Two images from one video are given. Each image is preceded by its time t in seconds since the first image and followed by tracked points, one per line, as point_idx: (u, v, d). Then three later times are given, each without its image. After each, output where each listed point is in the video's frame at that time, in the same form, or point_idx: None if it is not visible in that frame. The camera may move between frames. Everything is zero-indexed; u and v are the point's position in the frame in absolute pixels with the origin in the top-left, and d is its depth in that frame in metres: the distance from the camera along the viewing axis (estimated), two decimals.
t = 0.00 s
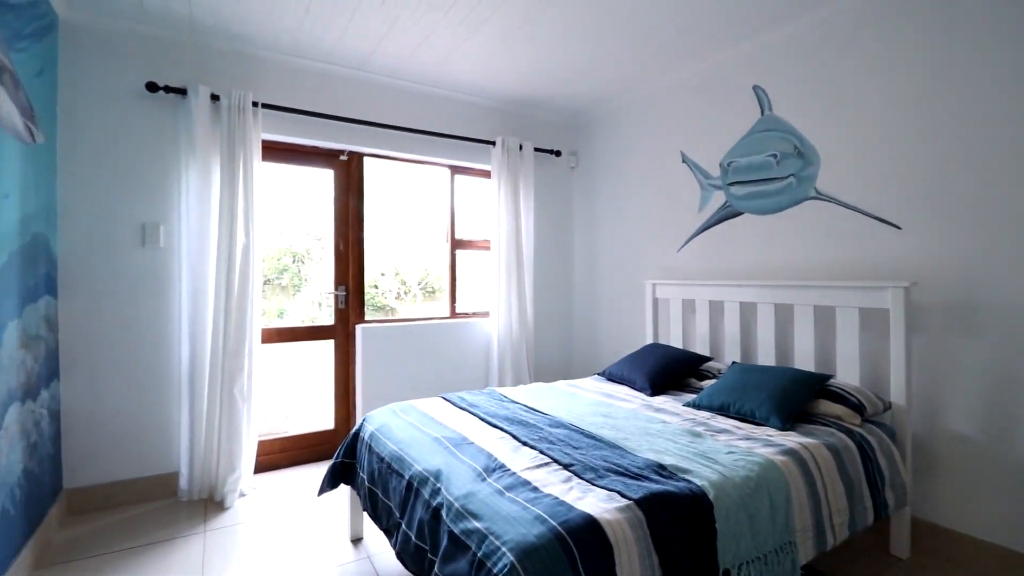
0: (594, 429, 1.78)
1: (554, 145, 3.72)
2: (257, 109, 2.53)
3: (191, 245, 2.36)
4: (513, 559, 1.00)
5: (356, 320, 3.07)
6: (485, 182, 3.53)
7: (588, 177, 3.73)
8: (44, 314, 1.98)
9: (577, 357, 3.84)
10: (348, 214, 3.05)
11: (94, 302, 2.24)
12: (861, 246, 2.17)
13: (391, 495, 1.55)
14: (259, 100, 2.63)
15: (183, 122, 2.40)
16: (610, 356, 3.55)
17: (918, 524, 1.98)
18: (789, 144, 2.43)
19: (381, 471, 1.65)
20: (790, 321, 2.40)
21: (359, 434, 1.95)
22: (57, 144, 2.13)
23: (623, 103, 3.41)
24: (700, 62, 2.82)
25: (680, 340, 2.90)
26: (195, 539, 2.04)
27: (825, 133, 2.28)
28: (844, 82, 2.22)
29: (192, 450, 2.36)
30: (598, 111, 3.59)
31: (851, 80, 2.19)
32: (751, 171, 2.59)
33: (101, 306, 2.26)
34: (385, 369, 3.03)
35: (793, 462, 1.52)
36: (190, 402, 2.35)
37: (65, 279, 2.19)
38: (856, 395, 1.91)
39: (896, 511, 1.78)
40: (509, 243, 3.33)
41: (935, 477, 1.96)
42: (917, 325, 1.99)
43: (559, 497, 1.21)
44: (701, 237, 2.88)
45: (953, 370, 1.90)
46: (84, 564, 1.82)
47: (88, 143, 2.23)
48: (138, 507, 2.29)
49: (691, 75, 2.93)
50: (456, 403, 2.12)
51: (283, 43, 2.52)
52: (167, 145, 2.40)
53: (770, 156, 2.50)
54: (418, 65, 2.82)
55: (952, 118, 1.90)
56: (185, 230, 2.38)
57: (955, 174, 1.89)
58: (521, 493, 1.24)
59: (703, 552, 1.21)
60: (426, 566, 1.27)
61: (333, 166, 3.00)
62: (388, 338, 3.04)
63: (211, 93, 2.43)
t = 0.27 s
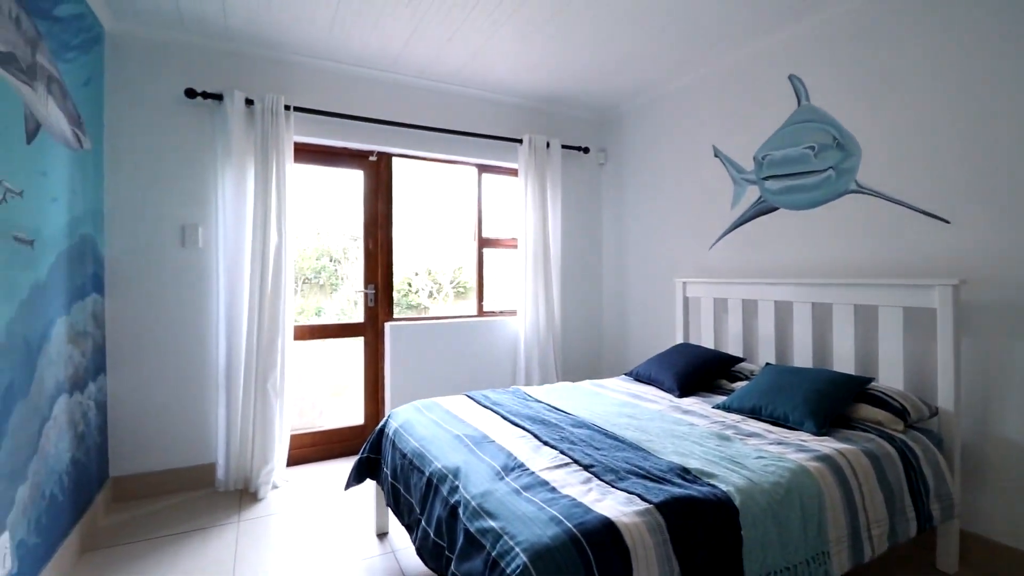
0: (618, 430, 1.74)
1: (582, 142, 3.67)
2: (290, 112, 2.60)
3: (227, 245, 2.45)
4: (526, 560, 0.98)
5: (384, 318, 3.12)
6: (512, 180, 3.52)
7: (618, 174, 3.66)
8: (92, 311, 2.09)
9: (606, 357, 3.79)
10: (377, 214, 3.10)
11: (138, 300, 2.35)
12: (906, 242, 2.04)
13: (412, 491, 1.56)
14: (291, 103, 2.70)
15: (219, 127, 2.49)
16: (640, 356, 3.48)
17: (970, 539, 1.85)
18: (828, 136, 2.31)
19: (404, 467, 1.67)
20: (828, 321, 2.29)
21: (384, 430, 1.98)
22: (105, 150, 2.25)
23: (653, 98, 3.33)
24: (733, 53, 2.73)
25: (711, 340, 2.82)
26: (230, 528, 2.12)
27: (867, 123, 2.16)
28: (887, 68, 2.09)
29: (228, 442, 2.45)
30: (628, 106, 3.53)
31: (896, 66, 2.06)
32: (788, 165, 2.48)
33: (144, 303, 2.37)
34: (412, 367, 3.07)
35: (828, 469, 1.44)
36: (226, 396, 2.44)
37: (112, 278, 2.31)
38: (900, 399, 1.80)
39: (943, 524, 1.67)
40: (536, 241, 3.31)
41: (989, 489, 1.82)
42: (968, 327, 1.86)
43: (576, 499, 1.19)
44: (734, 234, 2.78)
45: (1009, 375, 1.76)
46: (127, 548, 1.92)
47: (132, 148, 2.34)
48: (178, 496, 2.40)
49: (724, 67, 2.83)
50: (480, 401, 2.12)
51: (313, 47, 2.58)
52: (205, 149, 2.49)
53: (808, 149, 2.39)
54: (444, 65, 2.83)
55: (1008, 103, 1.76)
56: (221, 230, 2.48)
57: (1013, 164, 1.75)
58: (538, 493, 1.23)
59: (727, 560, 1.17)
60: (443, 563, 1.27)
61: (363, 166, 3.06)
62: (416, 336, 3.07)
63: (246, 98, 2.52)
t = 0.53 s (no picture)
0: (640, 434, 1.70)
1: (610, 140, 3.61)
2: (320, 116, 2.66)
3: (260, 246, 2.53)
4: (535, 565, 0.97)
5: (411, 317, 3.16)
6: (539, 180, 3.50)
7: (647, 172, 3.58)
8: (134, 310, 2.20)
9: (635, 358, 3.72)
10: (405, 215, 3.14)
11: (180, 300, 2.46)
12: (954, 239, 1.91)
13: (431, 490, 1.57)
14: (321, 107, 2.76)
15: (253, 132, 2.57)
16: (669, 358, 3.40)
17: None
18: (868, 128, 2.19)
19: (423, 466, 1.68)
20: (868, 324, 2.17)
21: (406, 428, 2.00)
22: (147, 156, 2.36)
23: (683, 93, 3.25)
24: (765, 44, 2.62)
25: (743, 342, 2.72)
26: (260, 520, 2.19)
27: (911, 114, 2.04)
28: (933, 55, 1.96)
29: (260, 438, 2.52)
30: (656, 102, 3.45)
31: (943, 52, 1.93)
32: (825, 159, 2.36)
33: (182, 302, 2.47)
34: (437, 366, 3.09)
35: (862, 480, 1.36)
36: (259, 393, 2.52)
37: (153, 278, 2.42)
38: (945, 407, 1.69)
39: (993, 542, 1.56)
40: (563, 241, 3.28)
41: None
42: None
43: (591, 504, 1.17)
44: (767, 232, 2.67)
45: None
46: (165, 536, 2.01)
47: (171, 154, 2.45)
48: (214, 488, 2.49)
49: (756, 59, 2.72)
50: (502, 401, 2.11)
51: (340, 52, 2.63)
52: (239, 154, 2.58)
53: (847, 143, 2.26)
54: (468, 65, 2.84)
55: None
56: (254, 232, 2.56)
57: None
58: (553, 497, 1.21)
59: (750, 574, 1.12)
60: (458, 564, 1.27)
61: (390, 168, 3.10)
62: (443, 335, 3.09)
63: (277, 103, 2.59)
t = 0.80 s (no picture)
0: (655, 437, 1.67)
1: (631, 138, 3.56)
2: (340, 118, 2.70)
3: (282, 246, 2.58)
4: (540, 568, 0.96)
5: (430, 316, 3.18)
6: (559, 179, 3.48)
7: (668, 169, 3.52)
8: (162, 308, 2.27)
9: (656, 359, 3.66)
10: (424, 215, 3.16)
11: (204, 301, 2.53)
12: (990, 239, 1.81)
13: (443, 489, 1.58)
14: (341, 109, 2.81)
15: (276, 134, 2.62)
16: (691, 359, 3.34)
17: None
18: (899, 122, 2.10)
19: (436, 465, 1.69)
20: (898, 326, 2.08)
21: (421, 426, 2.01)
22: (175, 159, 2.43)
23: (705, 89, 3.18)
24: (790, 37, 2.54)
25: (767, 343, 2.65)
26: (280, 514, 2.24)
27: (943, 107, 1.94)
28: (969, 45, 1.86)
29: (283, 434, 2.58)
30: (678, 98, 3.39)
31: (979, 41, 1.84)
32: (853, 155, 2.27)
33: (208, 301, 2.55)
34: (456, 365, 3.10)
35: (887, 489, 1.31)
36: (280, 390, 2.57)
37: (181, 278, 2.50)
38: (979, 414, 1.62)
39: None
40: (582, 240, 3.25)
41: None
42: None
43: (600, 507, 1.15)
44: (792, 231, 2.59)
45: None
46: (190, 528, 2.07)
47: (198, 157, 2.52)
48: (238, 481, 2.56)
49: (781, 53, 2.64)
50: (517, 402, 2.11)
51: (359, 55, 2.67)
52: (262, 156, 2.64)
53: (876, 137, 2.17)
54: (486, 65, 2.84)
55: None
56: (277, 232, 2.62)
57: None
58: (562, 499, 1.19)
59: None
60: (467, 564, 1.27)
61: (410, 168, 3.13)
62: (461, 334, 3.11)
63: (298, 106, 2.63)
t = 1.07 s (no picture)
0: (665, 440, 1.64)
1: (649, 137, 3.51)
2: (355, 120, 2.74)
3: (299, 246, 2.64)
4: (542, 568, 0.96)
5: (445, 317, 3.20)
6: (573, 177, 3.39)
7: (684, 167, 3.47)
8: (183, 307, 2.33)
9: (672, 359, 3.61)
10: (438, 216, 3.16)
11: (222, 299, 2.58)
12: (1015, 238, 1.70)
13: (451, 488, 1.59)
14: (356, 111, 2.85)
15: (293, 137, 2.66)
16: (707, 359, 3.28)
17: None
18: (922, 117, 2.01)
19: (446, 464, 1.70)
20: (920, 328, 2.01)
21: (432, 426, 2.02)
22: (195, 161, 2.49)
23: (721, 85, 3.12)
24: (807, 32, 2.48)
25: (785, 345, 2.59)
26: (295, 510, 2.27)
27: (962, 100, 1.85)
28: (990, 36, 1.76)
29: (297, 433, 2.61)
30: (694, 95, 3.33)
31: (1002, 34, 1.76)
32: (875, 151, 2.19)
33: (226, 300, 2.61)
34: (470, 364, 3.13)
35: (907, 496, 1.26)
36: (296, 388, 2.61)
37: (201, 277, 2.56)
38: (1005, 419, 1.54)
39: None
40: (591, 240, 3.24)
41: None
42: None
43: (605, 509, 1.14)
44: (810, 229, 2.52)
45: None
46: (208, 522, 2.11)
47: (216, 159, 2.58)
48: (255, 477, 2.62)
49: (798, 46, 2.57)
50: (528, 401, 2.11)
51: (371, 56, 2.69)
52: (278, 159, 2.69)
53: (898, 132, 2.09)
54: (497, 65, 2.84)
55: None
56: (293, 232, 2.66)
57: None
58: (567, 500, 1.19)
59: None
60: (472, 563, 1.28)
61: (425, 168, 3.14)
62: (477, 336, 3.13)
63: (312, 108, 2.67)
